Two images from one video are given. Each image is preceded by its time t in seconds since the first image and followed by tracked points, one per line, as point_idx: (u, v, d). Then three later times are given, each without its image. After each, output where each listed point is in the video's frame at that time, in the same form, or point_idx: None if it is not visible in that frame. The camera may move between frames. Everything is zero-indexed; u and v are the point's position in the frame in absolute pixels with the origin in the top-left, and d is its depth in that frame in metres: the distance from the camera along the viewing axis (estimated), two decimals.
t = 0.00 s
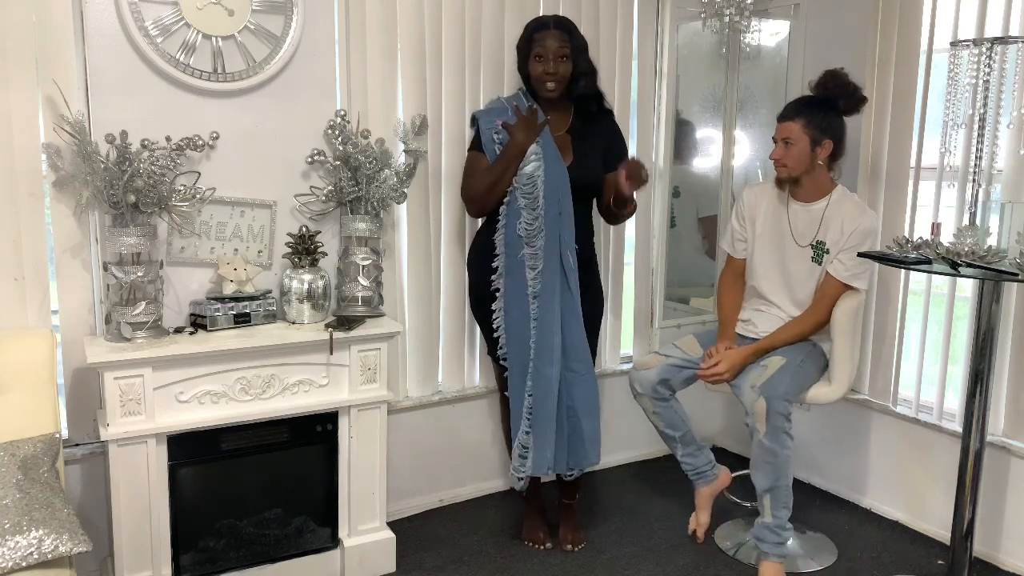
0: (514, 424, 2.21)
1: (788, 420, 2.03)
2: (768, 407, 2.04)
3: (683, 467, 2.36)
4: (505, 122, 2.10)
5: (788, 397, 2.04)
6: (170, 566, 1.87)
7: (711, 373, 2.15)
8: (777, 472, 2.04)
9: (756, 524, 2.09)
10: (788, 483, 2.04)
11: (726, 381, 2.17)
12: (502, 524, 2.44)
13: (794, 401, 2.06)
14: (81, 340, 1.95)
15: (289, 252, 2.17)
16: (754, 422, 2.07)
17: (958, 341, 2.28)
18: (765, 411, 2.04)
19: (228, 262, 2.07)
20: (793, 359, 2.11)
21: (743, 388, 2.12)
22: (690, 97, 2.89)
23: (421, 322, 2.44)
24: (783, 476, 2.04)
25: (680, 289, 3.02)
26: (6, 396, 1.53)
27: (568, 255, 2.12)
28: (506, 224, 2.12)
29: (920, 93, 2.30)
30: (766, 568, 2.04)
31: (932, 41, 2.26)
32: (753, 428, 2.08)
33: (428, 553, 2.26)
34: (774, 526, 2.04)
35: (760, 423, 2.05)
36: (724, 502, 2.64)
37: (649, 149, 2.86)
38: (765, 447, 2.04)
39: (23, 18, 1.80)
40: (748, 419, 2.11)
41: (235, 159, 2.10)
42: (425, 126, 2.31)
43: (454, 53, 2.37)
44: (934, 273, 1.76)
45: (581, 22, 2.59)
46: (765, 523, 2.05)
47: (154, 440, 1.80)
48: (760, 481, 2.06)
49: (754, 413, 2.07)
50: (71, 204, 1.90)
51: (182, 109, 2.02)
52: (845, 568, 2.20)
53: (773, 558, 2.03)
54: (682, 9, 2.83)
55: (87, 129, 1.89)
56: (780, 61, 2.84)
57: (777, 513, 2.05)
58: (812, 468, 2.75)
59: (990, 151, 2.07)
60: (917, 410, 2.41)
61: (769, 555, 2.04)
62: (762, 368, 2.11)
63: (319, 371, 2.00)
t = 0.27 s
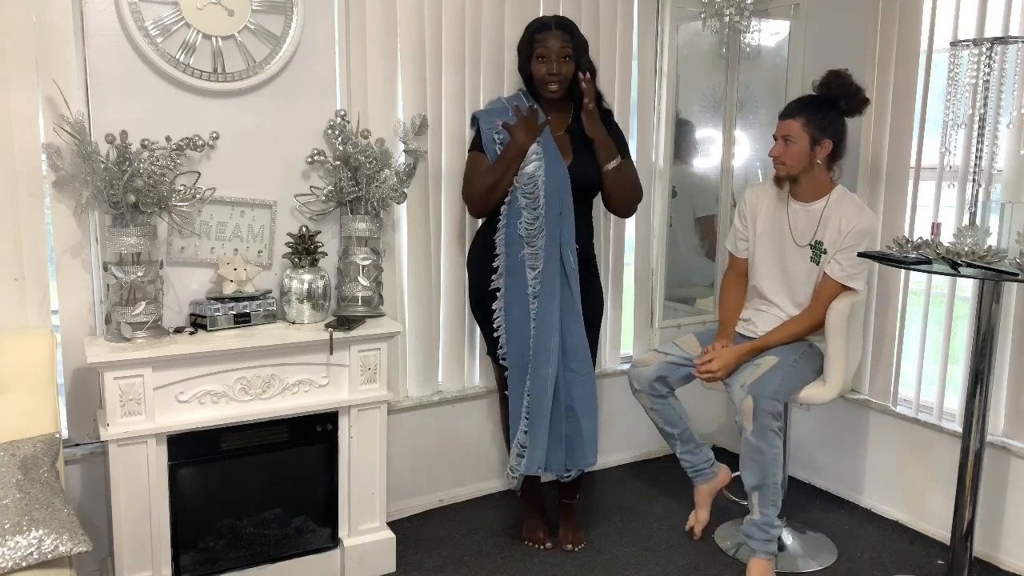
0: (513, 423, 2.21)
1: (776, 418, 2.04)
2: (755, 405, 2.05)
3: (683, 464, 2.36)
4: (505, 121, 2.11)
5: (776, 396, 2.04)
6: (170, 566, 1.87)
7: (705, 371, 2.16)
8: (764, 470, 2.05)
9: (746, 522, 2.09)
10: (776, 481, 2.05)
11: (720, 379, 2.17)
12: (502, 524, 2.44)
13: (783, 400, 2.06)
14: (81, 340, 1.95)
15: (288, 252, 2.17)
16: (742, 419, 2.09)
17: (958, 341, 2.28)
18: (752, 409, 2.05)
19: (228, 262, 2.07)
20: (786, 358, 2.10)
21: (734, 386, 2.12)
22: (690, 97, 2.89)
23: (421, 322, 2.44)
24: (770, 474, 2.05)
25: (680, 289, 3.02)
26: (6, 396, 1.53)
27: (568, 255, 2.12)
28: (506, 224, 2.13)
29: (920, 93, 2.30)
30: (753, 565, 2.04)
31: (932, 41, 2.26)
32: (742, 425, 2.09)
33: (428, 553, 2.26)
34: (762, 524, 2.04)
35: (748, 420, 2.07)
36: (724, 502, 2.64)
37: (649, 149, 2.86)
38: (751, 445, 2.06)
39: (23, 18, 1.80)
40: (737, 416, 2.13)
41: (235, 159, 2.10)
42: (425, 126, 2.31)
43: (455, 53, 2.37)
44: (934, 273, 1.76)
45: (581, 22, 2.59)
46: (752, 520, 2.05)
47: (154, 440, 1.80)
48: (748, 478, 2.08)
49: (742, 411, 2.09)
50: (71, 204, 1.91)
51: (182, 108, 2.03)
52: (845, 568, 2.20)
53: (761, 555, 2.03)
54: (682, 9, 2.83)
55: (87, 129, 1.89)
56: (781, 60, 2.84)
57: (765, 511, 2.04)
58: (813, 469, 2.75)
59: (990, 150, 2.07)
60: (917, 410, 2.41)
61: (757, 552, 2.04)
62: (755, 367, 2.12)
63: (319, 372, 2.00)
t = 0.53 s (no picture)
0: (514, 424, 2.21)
1: (766, 416, 2.04)
2: (745, 402, 2.05)
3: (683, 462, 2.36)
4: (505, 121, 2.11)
5: (766, 395, 2.04)
6: (170, 566, 1.87)
7: (702, 369, 2.15)
8: (755, 468, 2.05)
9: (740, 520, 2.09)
10: (767, 478, 2.05)
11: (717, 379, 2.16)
12: (502, 524, 2.44)
13: (775, 399, 2.05)
14: (81, 340, 1.95)
15: (288, 252, 2.17)
16: (734, 418, 2.09)
17: (958, 341, 2.28)
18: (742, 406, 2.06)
19: (228, 262, 2.07)
20: (781, 358, 2.10)
21: (728, 385, 2.12)
22: (690, 97, 2.89)
23: (420, 322, 2.44)
24: (761, 472, 2.05)
25: (680, 289, 3.02)
26: (6, 396, 1.53)
27: (567, 254, 2.12)
28: (504, 224, 2.13)
29: (920, 93, 2.30)
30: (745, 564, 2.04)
31: (932, 41, 2.26)
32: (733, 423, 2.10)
33: (428, 553, 2.26)
34: (754, 521, 2.04)
35: (739, 418, 2.07)
36: (723, 502, 2.64)
37: (649, 149, 2.85)
38: (742, 443, 2.07)
39: (23, 18, 1.80)
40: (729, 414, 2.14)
41: (235, 159, 2.10)
42: (425, 126, 2.31)
43: (455, 53, 2.37)
44: (934, 273, 1.76)
45: (581, 22, 2.59)
46: (744, 517, 2.06)
47: (154, 440, 1.80)
48: (740, 477, 2.08)
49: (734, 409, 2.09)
50: (71, 204, 1.91)
51: (182, 108, 2.02)
52: (845, 568, 2.20)
53: (753, 553, 2.03)
54: (682, 9, 2.83)
55: (87, 129, 1.89)
56: (781, 60, 2.85)
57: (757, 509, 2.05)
58: (813, 469, 2.75)
59: (991, 151, 2.07)
60: (917, 410, 2.41)
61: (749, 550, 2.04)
62: (750, 366, 2.11)
63: (319, 372, 2.00)
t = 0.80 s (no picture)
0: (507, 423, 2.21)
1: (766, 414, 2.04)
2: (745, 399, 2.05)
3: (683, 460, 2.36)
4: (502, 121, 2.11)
5: (765, 393, 2.03)
6: (170, 566, 1.87)
7: (702, 370, 2.14)
8: (753, 465, 2.05)
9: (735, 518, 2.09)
10: (765, 476, 2.05)
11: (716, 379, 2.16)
12: (502, 524, 2.44)
13: (773, 397, 2.05)
14: (81, 340, 1.95)
15: (288, 252, 2.17)
16: (733, 414, 2.09)
17: (958, 341, 2.28)
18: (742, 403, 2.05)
19: (228, 262, 2.07)
20: (780, 357, 2.09)
21: (727, 382, 2.11)
22: (690, 97, 2.89)
23: (420, 322, 2.44)
24: (758, 470, 2.05)
25: (680, 289, 3.03)
26: (6, 396, 1.53)
27: (563, 255, 2.12)
28: (501, 223, 2.13)
29: (920, 93, 2.30)
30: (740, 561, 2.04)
31: (932, 41, 2.26)
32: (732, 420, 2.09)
33: (428, 553, 2.26)
34: (750, 519, 2.04)
35: (738, 415, 2.07)
36: (723, 502, 2.64)
37: (649, 149, 2.85)
38: (741, 440, 2.06)
39: (23, 18, 1.80)
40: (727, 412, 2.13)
41: (235, 159, 2.10)
42: (425, 126, 2.31)
43: (455, 53, 2.37)
44: (934, 273, 1.76)
45: (581, 22, 2.59)
46: (741, 515, 2.06)
47: (154, 440, 1.80)
48: (738, 474, 2.08)
49: (733, 407, 2.09)
50: (71, 204, 1.90)
51: (182, 108, 2.02)
52: (845, 568, 2.20)
53: (748, 551, 2.03)
54: (682, 9, 2.83)
55: (87, 129, 1.89)
56: (781, 61, 2.86)
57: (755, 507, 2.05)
58: (813, 469, 2.75)
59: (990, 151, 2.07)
60: (917, 410, 2.41)
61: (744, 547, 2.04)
62: (749, 364, 2.11)
63: (319, 372, 2.00)
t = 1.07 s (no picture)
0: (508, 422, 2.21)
1: (783, 415, 2.04)
2: (763, 401, 2.04)
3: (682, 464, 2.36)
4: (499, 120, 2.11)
5: (784, 395, 2.04)
6: (170, 566, 1.87)
7: (710, 374, 2.14)
8: (769, 467, 2.05)
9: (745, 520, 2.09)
10: (780, 478, 2.05)
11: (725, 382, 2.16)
12: (502, 524, 2.44)
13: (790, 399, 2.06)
14: (81, 340, 1.95)
15: (288, 252, 2.17)
16: (750, 416, 2.08)
17: (958, 341, 2.28)
18: (760, 405, 2.05)
19: (228, 262, 2.07)
20: (791, 358, 2.10)
21: (741, 384, 2.11)
22: (690, 97, 2.89)
23: (421, 322, 2.44)
24: (774, 472, 2.04)
25: (680, 289, 3.02)
26: (6, 396, 1.53)
27: (562, 254, 2.11)
28: (500, 222, 2.13)
29: (920, 93, 2.30)
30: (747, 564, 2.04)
31: (932, 41, 2.26)
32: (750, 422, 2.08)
33: (428, 553, 2.26)
34: (763, 521, 2.04)
35: (756, 416, 2.06)
36: (723, 502, 2.64)
37: (649, 149, 2.86)
38: (758, 441, 2.06)
39: (23, 18, 1.80)
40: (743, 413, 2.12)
41: (235, 159, 2.10)
42: (425, 126, 2.31)
43: (455, 53, 2.37)
44: (934, 273, 1.76)
45: (581, 22, 2.59)
46: (751, 517, 2.05)
47: (154, 440, 1.80)
48: (751, 476, 2.07)
49: (749, 408, 2.08)
50: (71, 204, 1.90)
51: (182, 108, 2.02)
52: (845, 568, 2.20)
53: (758, 553, 2.03)
54: (682, 9, 2.83)
55: (87, 129, 1.89)
56: (781, 61, 2.85)
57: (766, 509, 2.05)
58: (813, 469, 2.75)
59: (990, 151, 2.07)
60: (917, 410, 2.41)
61: (754, 550, 2.04)
62: (760, 366, 2.11)
63: (319, 372, 2.00)
